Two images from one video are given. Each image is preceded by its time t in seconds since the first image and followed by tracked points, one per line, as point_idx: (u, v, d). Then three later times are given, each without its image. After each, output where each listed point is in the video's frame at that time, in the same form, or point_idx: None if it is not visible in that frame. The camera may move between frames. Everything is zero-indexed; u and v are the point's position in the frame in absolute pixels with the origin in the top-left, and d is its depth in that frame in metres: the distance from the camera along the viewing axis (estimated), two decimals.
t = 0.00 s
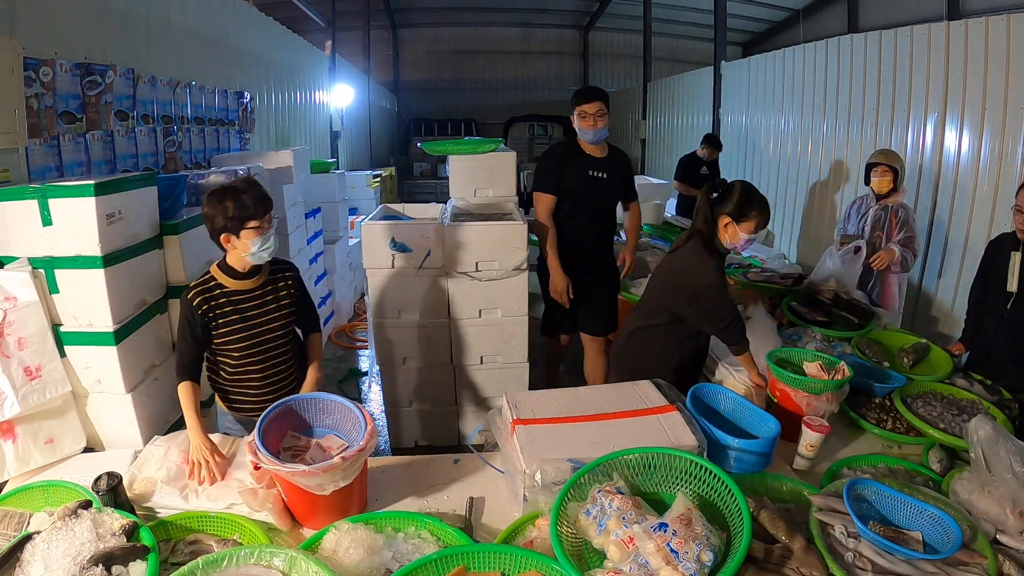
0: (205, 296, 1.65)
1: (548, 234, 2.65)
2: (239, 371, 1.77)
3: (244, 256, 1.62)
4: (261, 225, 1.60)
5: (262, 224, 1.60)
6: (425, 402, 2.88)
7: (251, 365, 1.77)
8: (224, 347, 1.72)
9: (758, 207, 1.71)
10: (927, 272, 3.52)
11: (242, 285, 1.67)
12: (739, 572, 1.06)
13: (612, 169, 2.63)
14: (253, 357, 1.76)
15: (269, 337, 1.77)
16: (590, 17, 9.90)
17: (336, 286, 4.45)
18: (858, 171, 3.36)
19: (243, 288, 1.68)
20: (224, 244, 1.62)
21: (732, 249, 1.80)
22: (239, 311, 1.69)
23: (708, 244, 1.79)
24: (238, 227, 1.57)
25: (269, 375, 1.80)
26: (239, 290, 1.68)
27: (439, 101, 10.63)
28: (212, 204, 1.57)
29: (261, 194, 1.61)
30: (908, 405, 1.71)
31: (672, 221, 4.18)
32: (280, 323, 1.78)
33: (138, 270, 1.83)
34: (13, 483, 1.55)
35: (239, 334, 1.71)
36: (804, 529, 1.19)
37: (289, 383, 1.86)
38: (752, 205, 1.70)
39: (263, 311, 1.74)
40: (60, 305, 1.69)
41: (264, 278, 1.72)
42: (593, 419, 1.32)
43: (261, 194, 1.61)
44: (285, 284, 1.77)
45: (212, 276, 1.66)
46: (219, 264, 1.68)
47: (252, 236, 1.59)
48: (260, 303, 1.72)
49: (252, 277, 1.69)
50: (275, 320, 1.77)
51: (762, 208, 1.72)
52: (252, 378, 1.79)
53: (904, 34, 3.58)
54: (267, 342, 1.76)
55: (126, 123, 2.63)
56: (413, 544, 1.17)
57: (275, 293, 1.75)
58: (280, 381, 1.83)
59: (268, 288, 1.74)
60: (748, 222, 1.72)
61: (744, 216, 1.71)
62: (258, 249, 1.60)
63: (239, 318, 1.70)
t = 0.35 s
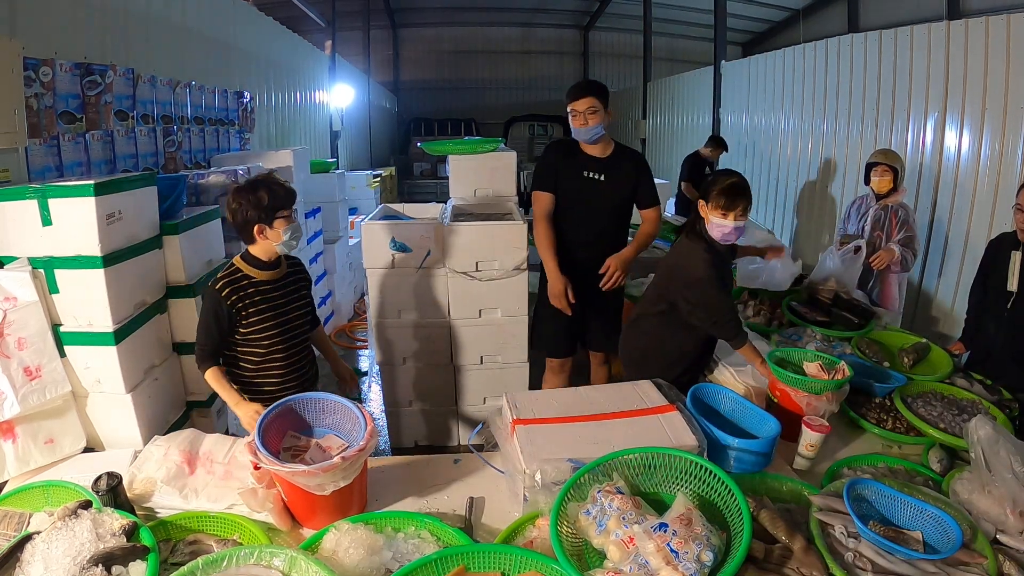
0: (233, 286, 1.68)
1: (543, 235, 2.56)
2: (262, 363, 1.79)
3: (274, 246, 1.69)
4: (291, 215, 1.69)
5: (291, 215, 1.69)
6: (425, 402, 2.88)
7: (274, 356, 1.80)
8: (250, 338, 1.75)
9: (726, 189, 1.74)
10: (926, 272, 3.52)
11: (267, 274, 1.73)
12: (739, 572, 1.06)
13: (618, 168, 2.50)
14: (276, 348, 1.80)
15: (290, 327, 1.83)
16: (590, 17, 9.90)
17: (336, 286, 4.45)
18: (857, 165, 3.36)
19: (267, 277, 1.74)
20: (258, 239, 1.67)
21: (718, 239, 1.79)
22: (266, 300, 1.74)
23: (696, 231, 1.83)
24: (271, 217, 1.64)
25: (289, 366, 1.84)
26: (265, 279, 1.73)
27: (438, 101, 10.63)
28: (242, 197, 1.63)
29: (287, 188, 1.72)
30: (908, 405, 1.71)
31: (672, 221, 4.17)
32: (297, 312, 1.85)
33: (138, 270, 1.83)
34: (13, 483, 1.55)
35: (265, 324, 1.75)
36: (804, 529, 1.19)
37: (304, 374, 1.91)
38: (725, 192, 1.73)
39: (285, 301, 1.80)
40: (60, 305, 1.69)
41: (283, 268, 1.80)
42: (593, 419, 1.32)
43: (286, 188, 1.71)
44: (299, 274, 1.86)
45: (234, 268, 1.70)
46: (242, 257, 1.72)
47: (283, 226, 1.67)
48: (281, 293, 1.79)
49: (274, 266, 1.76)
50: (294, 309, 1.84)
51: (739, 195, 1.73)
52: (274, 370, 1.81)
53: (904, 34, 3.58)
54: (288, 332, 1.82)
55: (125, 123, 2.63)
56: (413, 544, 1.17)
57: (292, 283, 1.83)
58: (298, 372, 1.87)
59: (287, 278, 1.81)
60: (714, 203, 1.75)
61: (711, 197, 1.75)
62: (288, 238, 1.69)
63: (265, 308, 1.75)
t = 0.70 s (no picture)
0: (225, 284, 1.69)
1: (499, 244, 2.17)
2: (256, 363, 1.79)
3: (258, 244, 1.69)
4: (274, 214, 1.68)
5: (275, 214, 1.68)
6: (425, 402, 2.88)
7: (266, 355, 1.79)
8: (243, 337, 1.74)
9: (762, 190, 1.70)
10: (926, 272, 3.52)
11: (256, 271, 1.74)
12: (739, 572, 1.06)
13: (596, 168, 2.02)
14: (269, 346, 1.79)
15: (282, 325, 1.83)
16: (590, 16, 9.90)
17: (336, 286, 4.45)
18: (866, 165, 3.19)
19: (257, 275, 1.75)
20: (239, 236, 1.68)
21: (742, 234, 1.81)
22: (256, 297, 1.74)
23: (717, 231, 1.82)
24: (252, 217, 1.64)
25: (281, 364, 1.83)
26: (254, 276, 1.74)
27: (438, 101, 10.63)
28: (224, 197, 1.64)
29: (270, 188, 1.70)
30: (908, 405, 1.71)
31: (672, 221, 4.17)
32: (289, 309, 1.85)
33: (138, 269, 1.83)
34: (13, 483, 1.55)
35: (257, 322, 1.75)
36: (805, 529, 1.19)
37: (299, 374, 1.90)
38: (759, 192, 1.70)
39: (276, 297, 1.80)
40: (60, 305, 1.69)
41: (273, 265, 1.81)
42: (594, 419, 1.32)
43: (269, 187, 1.70)
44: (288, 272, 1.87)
45: (223, 267, 1.71)
46: (227, 257, 1.73)
47: (267, 225, 1.67)
48: (272, 290, 1.79)
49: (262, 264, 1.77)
50: (285, 306, 1.84)
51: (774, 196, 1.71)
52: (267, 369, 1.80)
53: (904, 34, 3.58)
54: (279, 329, 1.81)
55: (125, 123, 2.63)
56: (413, 544, 1.17)
57: (283, 281, 1.84)
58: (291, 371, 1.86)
59: (277, 275, 1.82)
60: (747, 204, 1.72)
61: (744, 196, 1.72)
62: (272, 237, 1.68)
63: (257, 306, 1.75)
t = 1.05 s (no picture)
0: (194, 289, 1.72)
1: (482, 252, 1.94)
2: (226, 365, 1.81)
3: (224, 250, 1.70)
4: (239, 221, 1.68)
5: (240, 220, 1.67)
6: (425, 402, 2.88)
7: (235, 359, 1.81)
8: (212, 340, 1.77)
9: (788, 201, 1.73)
10: (927, 272, 3.52)
11: (227, 277, 1.75)
12: (739, 572, 1.06)
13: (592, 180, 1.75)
14: (239, 351, 1.81)
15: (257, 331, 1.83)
16: (590, 16, 9.90)
17: (336, 286, 4.45)
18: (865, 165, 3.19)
19: (230, 280, 1.76)
20: (205, 240, 1.71)
21: (761, 242, 1.81)
22: (226, 303, 1.76)
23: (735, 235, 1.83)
24: (216, 222, 1.66)
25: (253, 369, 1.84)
26: (226, 282, 1.75)
27: (439, 101, 10.63)
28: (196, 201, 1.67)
29: (239, 192, 1.69)
30: (908, 405, 1.71)
31: (672, 221, 4.16)
32: (266, 316, 1.84)
33: (138, 269, 1.82)
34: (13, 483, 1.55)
35: (226, 327, 1.77)
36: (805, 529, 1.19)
37: (275, 380, 1.90)
38: (787, 201, 1.73)
39: (250, 303, 1.80)
40: (60, 305, 1.69)
41: (250, 272, 1.80)
42: (594, 419, 1.32)
43: (238, 192, 1.69)
44: (270, 278, 1.85)
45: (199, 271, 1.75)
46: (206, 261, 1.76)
47: (229, 232, 1.67)
48: (246, 296, 1.79)
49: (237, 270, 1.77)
50: (262, 313, 1.83)
51: (798, 208, 1.74)
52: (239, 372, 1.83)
53: (904, 34, 3.58)
54: (252, 335, 1.82)
55: (125, 123, 2.63)
56: (414, 544, 1.17)
57: (261, 288, 1.83)
58: (265, 376, 1.87)
59: (254, 282, 1.81)
60: (773, 212, 1.74)
61: (770, 203, 1.75)
62: (235, 244, 1.68)
63: (226, 311, 1.77)
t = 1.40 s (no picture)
0: (174, 291, 1.75)
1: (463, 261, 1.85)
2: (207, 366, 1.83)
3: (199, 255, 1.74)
4: (210, 228, 1.70)
5: (209, 228, 1.69)
6: (424, 402, 2.88)
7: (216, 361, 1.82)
8: (192, 342, 1.79)
9: (789, 195, 1.79)
10: (927, 271, 3.51)
11: (206, 280, 1.76)
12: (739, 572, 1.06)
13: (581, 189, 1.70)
14: (219, 354, 1.81)
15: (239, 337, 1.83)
16: (590, 16, 9.89)
17: (336, 286, 4.45)
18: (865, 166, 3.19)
19: (209, 286, 1.77)
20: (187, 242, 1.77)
21: (762, 235, 1.88)
22: (205, 306, 1.77)
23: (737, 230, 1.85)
24: (188, 228, 1.69)
25: (234, 371, 1.85)
26: (205, 285, 1.76)
27: (439, 101, 10.63)
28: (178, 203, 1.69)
29: (214, 199, 1.69)
30: (908, 405, 1.71)
31: (672, 221, 4.16)
32: (248, 319, 1.82)
33: (138, 269, 1.82)
34: (13, 483, 1.56)
35: (204, 330, 1.78)
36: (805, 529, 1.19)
37: (257, 382, 1.89)
38: (786, 195, 1.79)
39: (230, 306, 1.79)
40: (61, 305, 1.69)
41: (231, 275, 1.79)
42: (595, 419, 1.32)
43: (211, 199, 1.69)
44: (253, 282, 1.82)
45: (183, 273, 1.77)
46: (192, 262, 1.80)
47: (199, 239, 1.70)
48: (226, 302, 1.79)
49: (217, 275, 1.77)
50: (243, 316, 1.81)
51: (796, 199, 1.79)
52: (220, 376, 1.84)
53: (904, 34, 3.57)
54: (233, 338, 1.81)
55: (125, 123, 2.63)
56: (414, 544, 1.17)
57: (242, 291, 1.81)
58: (247, 379, 1.87)
59: (235, 285, 1.80)
60: (775, 205, 1.80)
61: (771, 199, 1.80)
62: (205, 251, 1.71)
63: (205, 317, 1.77)
